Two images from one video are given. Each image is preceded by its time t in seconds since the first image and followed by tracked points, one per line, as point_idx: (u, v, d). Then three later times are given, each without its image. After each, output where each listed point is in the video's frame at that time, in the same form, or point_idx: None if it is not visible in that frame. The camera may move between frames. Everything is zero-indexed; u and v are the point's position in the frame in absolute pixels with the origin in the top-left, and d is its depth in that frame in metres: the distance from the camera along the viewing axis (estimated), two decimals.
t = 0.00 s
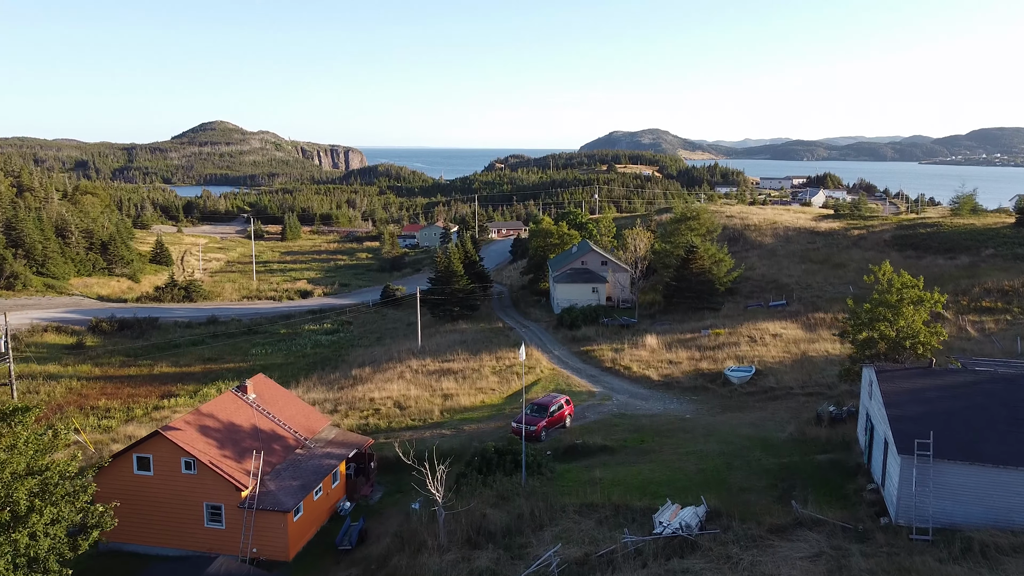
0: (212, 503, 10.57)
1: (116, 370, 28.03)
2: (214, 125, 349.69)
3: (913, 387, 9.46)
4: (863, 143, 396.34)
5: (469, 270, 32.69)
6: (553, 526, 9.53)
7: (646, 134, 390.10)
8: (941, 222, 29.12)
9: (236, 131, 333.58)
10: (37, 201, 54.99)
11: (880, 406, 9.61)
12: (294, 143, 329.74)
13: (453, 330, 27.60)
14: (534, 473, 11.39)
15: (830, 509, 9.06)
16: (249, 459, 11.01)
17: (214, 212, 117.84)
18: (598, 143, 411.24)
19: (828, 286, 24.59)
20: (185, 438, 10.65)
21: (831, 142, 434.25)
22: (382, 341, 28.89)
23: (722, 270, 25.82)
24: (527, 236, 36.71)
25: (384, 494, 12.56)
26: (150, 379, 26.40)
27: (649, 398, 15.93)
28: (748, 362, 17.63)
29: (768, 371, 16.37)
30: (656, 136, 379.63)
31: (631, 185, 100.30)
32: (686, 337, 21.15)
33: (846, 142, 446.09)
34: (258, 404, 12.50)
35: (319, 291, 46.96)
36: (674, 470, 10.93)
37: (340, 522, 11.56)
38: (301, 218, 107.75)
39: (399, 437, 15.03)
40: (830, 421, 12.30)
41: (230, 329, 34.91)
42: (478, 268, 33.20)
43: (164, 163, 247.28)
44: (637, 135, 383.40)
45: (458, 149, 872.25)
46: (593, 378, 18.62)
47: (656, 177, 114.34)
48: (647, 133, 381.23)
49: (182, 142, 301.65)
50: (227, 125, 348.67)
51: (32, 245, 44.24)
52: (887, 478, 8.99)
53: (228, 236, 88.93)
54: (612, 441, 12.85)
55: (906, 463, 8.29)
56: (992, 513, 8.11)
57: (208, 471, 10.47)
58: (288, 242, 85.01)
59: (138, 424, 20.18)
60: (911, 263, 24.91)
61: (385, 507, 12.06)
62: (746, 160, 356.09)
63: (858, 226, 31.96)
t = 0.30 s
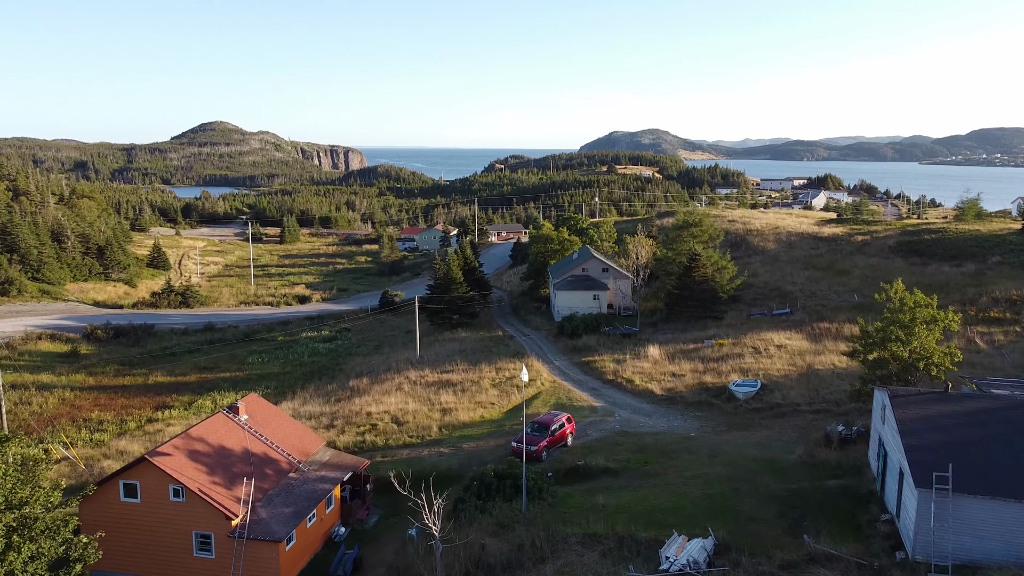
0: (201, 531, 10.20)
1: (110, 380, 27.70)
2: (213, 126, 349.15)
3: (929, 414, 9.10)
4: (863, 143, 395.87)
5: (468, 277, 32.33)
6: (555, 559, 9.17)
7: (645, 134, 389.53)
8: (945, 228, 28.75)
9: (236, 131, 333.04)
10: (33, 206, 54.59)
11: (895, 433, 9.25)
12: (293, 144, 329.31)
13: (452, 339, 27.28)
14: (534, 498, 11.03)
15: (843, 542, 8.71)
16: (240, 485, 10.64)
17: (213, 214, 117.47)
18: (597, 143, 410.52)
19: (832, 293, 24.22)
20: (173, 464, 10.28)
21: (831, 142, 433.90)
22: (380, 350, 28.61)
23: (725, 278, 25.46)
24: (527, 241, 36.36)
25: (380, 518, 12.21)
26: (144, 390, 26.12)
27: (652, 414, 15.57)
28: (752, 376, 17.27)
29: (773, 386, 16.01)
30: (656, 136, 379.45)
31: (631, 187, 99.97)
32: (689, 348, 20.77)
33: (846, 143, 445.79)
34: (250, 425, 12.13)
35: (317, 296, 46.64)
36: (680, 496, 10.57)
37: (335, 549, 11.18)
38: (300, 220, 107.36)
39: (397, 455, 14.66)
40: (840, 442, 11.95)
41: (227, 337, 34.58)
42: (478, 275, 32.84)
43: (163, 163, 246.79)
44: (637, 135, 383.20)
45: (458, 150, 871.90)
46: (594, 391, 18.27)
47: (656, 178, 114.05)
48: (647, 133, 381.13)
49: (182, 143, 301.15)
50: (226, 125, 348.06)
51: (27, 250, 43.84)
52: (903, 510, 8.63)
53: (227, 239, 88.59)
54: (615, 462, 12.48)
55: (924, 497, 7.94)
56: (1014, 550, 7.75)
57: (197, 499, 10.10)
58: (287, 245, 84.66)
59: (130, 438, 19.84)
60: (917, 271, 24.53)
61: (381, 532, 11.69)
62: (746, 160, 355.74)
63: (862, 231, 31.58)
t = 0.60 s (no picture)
0: (189, 563, 9.79)
1: (104, 391, 27.41)
2: (213, 126, 348.68)
3: (948, 444, 8.71)
4: (864, 143, 395.23)
5: (468, 283, 31.96)
6: None
7: (646, 134, 389.10)
8: (950, 233, 28.35)
9: (235, 132, 332.67)
10: (28, 210, 54.23)
11: (911, 463, 8.87)
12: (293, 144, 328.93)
13: (451, 347, 26.95)
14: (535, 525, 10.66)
15: None
16: (229, 513, 10.25)
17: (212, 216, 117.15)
18: (598, 143, 410.02)
19: (836, 301, 23.83)
20: (160, 493, 9.88)
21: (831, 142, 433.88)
22: (378, 358, 28.29)
23: (728, 285, 25.03)
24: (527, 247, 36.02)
25: (376, 543, 11.85)
26: (139, 400, 26.02)
27: (656, 432, 15.16)
28: (757, 391, 16.88)
29: (779, 401, 15.62)
30: (656, 137, 379.12)
31: (632, 189, 99.59)
32: (692, 359, 20.40)
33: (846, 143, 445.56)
34: (241, 449, 11.76)
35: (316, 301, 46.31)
36: (685, 524, 10.20)
37: None
38: (300, 222, 107.03)
39: (394, 475, 14.29)
40: (850, 465, 11.57)
41: (224, 344, 34.42)
42: (477, 282, 32.46)
43: (162, 164, 246.35)
44: (637, 135, 383.15)
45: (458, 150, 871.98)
46: (596, 405, 17.92)
47: (656, 179, 113.69)
48: (647, 133, 381.15)
49: (181, 144, 300.76)
50: (226, 126, 347.64)
51: (22, 255, 43.44)
52: (921, 545, 8.26)
53: (225, 242, 88.31)
54: (618, 485, 12.12)
55: (943, 534, 7.58)
56: None
57: (184, 529, 9.71)
58: (286, 248, 84.37)
59: (123, 453, 19.52)
60: (922, 278, 24.11)
61: (377, 559, 11.32)
62: (746, 160, 355.37)
63: (865, 237, 31.19)
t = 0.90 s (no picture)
0: None
1: (98, 402, 27.18)
2: (213, 126, 348.41)
3: (969, 477, 8.29)
4: (864, 142, 394.95)
5: (468, 291, 31.65)
6: None
7: (645, 134, 389.01)
8: (956, 239, 27.94)
9: (235, 133, 332.58)
10: (24, 215, 53.85)
11: (930, 496, 8.47)
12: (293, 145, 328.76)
13: (450, 356, 26.80)
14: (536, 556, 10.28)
15: None
16: (217, 545, 9.84)
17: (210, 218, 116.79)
18: (598, 142, 410.08)
19: (842, 310, 23.44)
20: (145, 525, 9.49)
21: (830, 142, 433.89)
22: (375, 368, 28.24)
23: (731, 294, 24.65)
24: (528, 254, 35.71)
25: (372, 571, 11.47)
26: (132, 412, 26.12)
27: (660, 450, 14.78)
28: (763, 406, 16.50)
29: (786, 418, 15.24)
30: (655, 137, 379.09)
31: (632, 191, 99.32)
32: (696, 371, 20.03)
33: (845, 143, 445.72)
34: (232, 474, 11.37)
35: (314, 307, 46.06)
36: (692, 555, 9.82)
37: None
38: (299, 225, 106.75)
39: (392, 496, 13.92)
40: (862, 489, 11.18)
41: (219, 352, 34.51)
42: (477, 289, 32.12)
43: (162, 165, 246.10)
44: (637, 135, 383.24)
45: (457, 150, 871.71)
46: (598, 421, 17.65)
47: (657, 181, 113.44)
48: (647, 133, 381.17)
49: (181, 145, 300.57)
50: (226, 126, 347.61)
51: (16, 261, 43.02)
52: None
53: (224, 245, 88.11)
54: (621, 509, 11.74)
55: None
56: None
57: (170, 563, 9.31)
58: (285, 250, 84.12)
59: (114, 468, 19.26)
60: (928, 286, 23.68)
61: None
62: (746, 160, 355.18)
63: (869, 243, 30.80)
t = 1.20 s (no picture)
0: None
1: (91, 413, 26.96)
2: (212, 126, 347.96)
3: (993, 515, 7.83)
4: (864, 143, 395.06)
5: (467, 298, 31.29)
6: None
7: (645, 134, 388.86)
8: (961, 245, 27.55)
9: (234, 134, 332.29)
10: (20, 220, 53.46)
11: (951, 534, 8.01)
12: (292, 145, 328.37)
13: (449, 367, 26.53)
14: None
15: None
16: None
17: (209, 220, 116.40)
18: (598, 143, 409.97)
19: (847, 319, 23.03)
20: (129, 559, 9.08)
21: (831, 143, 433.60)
22: (374, 379, 28.10)
23: (735, 302, 24.26)
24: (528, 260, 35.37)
25: None
26: (126, 424, 25.92)
27: (665, 470, 14.35)
28: (769, 421, 16.08)
29: (793, 436, 14.82)
30: (655, 137, 379.11)
31: (632, 193, 99.09)
32: (699, 384, 19.69)
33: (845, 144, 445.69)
34: (221, 501, 10.94)
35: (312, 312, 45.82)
36: None
37: None
38: (298, 227, 106.48)
39: (388, 519, 13.49)
40: (875, 516, 10.77)
41: (216, 359, 34.20)
42: (476, 296, 31.78)
43: (161, 165, 245.82)
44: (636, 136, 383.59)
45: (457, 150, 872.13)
46: (601, 437, 17.32)
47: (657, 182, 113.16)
48: (647, 133, 381.48)
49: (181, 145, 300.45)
50: (225, 127, 347.24)
51: (11, 266, 42.61)
52: None
53: (223, 248, 87.85)
54: (626, 536, 11.30)
55: None
56: None
57: None
58: (284, 253, 83.87)
59: (105, 485, 18.94)
60: (935, 294, 23.15)
61: None
62: (745, 160, 355.02)
63: (874, 248, 30.41)
